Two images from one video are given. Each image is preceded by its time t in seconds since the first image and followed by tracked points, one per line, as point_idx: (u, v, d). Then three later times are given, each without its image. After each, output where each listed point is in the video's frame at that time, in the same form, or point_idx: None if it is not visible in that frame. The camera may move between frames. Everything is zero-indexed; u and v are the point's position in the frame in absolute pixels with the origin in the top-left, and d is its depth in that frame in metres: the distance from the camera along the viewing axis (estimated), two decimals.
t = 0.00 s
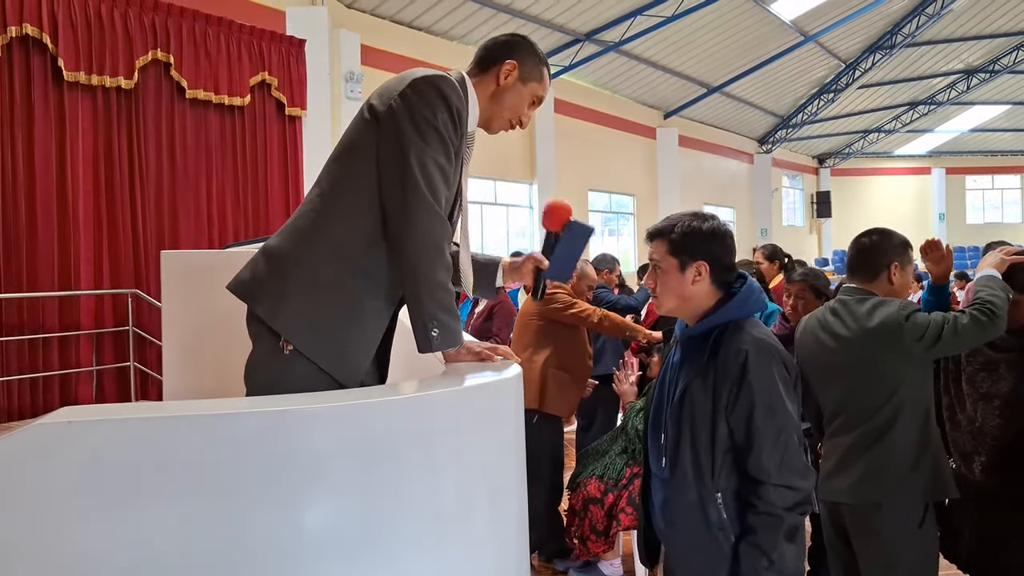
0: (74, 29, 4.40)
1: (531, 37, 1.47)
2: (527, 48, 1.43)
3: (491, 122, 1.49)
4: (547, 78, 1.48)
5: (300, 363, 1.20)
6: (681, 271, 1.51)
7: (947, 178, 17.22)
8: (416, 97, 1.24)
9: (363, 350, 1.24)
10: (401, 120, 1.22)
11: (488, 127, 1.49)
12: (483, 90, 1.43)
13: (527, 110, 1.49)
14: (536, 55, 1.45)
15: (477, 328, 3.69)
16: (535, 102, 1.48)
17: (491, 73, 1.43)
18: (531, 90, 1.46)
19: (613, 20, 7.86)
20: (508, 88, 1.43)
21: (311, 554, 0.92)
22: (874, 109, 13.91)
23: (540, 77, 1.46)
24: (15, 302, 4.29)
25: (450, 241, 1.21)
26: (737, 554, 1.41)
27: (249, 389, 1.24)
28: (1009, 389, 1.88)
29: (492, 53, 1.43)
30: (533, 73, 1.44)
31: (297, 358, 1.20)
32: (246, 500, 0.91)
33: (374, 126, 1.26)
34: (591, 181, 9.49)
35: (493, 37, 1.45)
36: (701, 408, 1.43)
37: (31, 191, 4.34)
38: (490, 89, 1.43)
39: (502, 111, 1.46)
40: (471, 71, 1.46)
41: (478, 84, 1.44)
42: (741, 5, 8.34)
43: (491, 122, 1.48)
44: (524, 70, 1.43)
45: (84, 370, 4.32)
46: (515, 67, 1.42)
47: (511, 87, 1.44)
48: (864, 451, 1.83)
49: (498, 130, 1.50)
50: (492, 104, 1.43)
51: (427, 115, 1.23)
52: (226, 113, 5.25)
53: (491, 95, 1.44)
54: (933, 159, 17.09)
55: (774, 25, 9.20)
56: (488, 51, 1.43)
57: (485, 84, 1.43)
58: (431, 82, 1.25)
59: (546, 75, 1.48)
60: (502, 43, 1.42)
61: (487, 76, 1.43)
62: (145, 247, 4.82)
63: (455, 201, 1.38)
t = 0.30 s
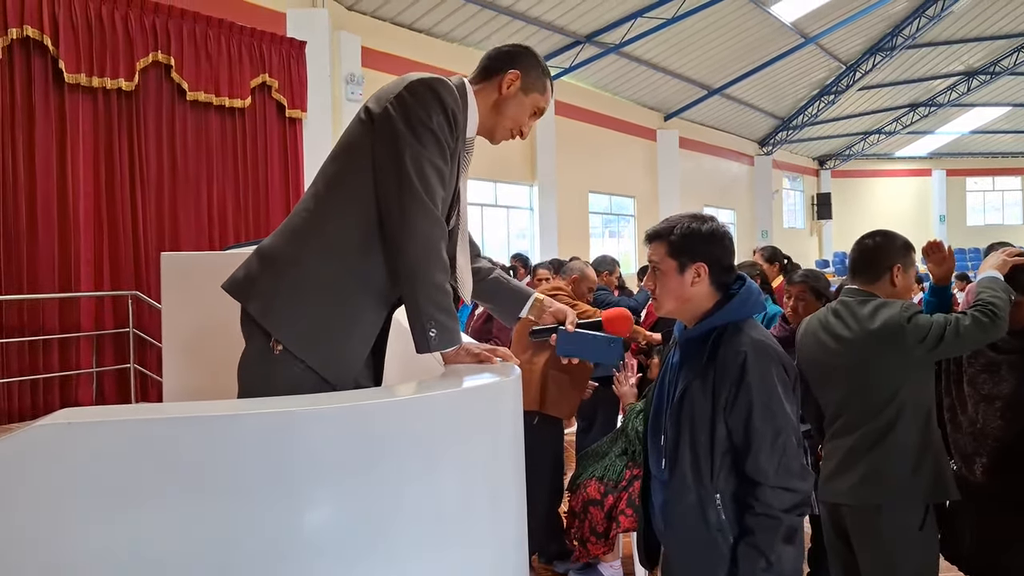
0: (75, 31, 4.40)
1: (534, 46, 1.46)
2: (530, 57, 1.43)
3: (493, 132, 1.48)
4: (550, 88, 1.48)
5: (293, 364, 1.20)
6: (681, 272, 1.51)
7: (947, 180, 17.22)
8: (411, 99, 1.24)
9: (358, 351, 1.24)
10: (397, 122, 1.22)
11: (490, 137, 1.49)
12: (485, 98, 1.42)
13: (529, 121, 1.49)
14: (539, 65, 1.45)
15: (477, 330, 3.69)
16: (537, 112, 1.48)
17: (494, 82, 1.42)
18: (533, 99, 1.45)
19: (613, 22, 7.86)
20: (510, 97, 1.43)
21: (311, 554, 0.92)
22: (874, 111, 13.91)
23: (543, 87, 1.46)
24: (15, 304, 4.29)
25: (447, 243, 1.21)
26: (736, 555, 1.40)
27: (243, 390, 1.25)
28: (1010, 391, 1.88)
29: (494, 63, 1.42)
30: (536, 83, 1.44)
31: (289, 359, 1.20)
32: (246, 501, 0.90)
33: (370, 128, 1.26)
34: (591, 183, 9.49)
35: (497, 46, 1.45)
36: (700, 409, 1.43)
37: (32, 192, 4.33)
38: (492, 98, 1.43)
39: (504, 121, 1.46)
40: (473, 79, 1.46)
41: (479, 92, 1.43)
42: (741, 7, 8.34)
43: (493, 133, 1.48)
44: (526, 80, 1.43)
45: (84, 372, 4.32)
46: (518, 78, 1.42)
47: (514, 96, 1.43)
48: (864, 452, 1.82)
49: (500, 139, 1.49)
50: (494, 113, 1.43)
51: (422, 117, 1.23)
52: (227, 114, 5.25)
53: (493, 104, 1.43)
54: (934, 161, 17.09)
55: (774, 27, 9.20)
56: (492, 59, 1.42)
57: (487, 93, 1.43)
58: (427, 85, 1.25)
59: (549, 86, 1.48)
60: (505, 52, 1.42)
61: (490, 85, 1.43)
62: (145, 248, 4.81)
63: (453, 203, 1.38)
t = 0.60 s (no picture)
0: (77, 33, 4.41)
1: (539, 53, 1.46)
2: (533, 63, 1.43)
3: (495, 137, 1.48)
4: (552, 95, 1.47)
5: (291, 364, 1.20)
6: (684, 273, 1.50)
7: (949, 181, 17.20)
8: (411, 101, 1.24)
9: (356, 351, 1.23)
10: (396, 124, 1.22)
11: (492, 143, 1.49)
12: (487, 104, 1.43)
13: (531, 127, 1.48)
14: (542, 72, 1.45)
15: (478, 331, 3.69)
16: (539, 119, 1.48)
17: (497, 87, 1.43)
18: (535, 106, 1.45)
19: (614, 23, 7.86)
20: (513, 103, 1.43)
21: (312, 554, 0.92)
22: (875, 112, 13.91)
23: (546, 94, 1.46)
24: (16, 306, 4.29)
25: (446, 245, 1.21)
26: (737, 556, 1.40)
27: (243, 391, 1.24)
28: (1013, 391, 1.87)
29: (497, 69, 1.42)
30: (538, 90, 1.44)
31: (287, 358, 1.20)
32: (247, 500, 0.90)
33: (369, 130, 1.26)
34: (592, 184, 9.49)
35: (501, 51, 1.45)
36: (701, 410, 1.43)
37: (33, 193, 4.33)
38: (494, 103, 1.43)
39: (506, 126, 1.46)
40: (476, 84, 1.46)
41: (481, 97, 1.43)
42: (742, 8, 8.34)
43: (495, 139, 1.47)
44: (529, 87, 1.43)
45: (85, 373, 4.32)
46: (520, 84, 1.42)
47: (516, 102, 1.43)
48: (865, 453, 1.82)
49: (502, 145, 1.49)
50: (496, 119, 1.43)
51: (422, 119, 1.22)
52: (229, 116, 5.26)
53: (495, 109, 1.43)
54: (935, 162, 17.09)
55: (775, 28, 9.20)
56: (495, 65, 1.42)
57: (490, 98, 1.43)
58: (426, 87, 1.25)
59: (551, 93, 1.48)
60: (509, 57, 1.42)
61: (492, 90, 1.43)
62: (146, 248, 4.82)
63: (453, 206, 1.38)
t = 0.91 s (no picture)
0: (78, 35, 4.41)
1: (538, 56, 1.46)
2: (533, 67, 1.43)
3: (494, 140, 1.48)
4: (552, 98, 1.47)
5: (291, 364, 1.20)
6: (687, 273, 1.50)
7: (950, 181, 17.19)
8: (411, 102, 1.24)
9: (356, 352, 1.23)
10: (396, 125, 1.22)
11: (491, 145, 1.49)
12: (486, 106, 1.43)
13: (529, 130, 1.48)
14: (542, 75, 1.45)
15: (479, 332, 3.69)
16: (538, 122, 1.47)
17: (496, 90, 1.42)
18: (534, 110, 1.45)
19: (614, 23, 7.86)
20: (511, 107, 1.43)
21: (313, 555, 0.92)
22: (876, 112, 13.90)
23: (545, 97, 1.45)
24: (18, 307, 4.30)
25: (446, 246, 1.21)
26: (738, 556, 1.40)
27: (243, 391, 1.24)
28: (1015, 391, 1.88)
29: (497, 72, 1.42)
30: (537, 93, 1.44)
31: (287, 359, 1.20)
32: (248, 502, 0.90)
33: (369, 130, 1.26)
34: (593, 185, 9.49)
35: (502, 54, 1.45)
36: (703, 410, 1.42)
37: (35, 195, 4.34)
38: (493, 106, 1.43)
39: (505, 130, 1.46)
40: (476, 87, 1.45)
41: (481, 100, 1.43)
42: (742, 8, 8.34)
43: (493, 141, 1.47)
44: (529, 91, 1.43)
45: (86, 374, 4.32)
46: (520, 87, 1.42)
47: (515, 105, 1.43)
48: (866, 453, 1.82)
49: (501, 148, 1.49)
50: (494, 122, 1.43)
51: (422, 120, 1.22)
52: (229, 117, 5.27)
53: (494, 113, 1.43)
54: (936, 162, 17.08)
55: (776, 29, 9.21)
56: (495, 67, 1.42)
57: (489, 101, 1.43)
58: (426, 88, 1.25)
59: (550, 96, 1.47)
60: (509, 60, 1.42)
61: (491, 93, 1.43)
62: (147, 249, 4.82)
63: (452, 207, 1.38)
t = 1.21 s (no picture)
0: (78, 36, 4.42)
1: (535, 54, 1.46)
2: (531, 65, 1.43)
3: (492, 138, 1.48)
4: (549, 96, 1.47)
5: (291, 364, 1.20)
6: (689, 272, 1.50)
7: (951, 180, 17.18)
8: (410, 102, 1.24)
9: (356, 352, 1.23)
10: (395, 124, 1.22)
11: (489, 144, 1.49)
12: (483, 105, 1.43)
13: (526, 128, 1.48)
14: (540, 73, 1.45)
15: (480, 332, 3.68)
16: (535, 120, 1.47)
17: (493, 88, 1.42)
18: (531, 108, 1.45)
19: (615, 23, 7.86)
20: (509, 105, 1.43)
21: (313, 555, 0.92)
22: (877, 111, 13.89)
23: (542, 95, 1.45)
24: (19, 308, 4.30)
25: (446, 245, 1.21)
26: (738, 555, 1.40)
27: (242, 392, 1.25)
28: (1016, 390, 1.87)
29: (495, 70, 1.42)
30: (535, 91, 1.44)
31: (287, 359, 1.20)
32: (247, 502, 0.90)
33: (367, 130, 1.26)
34: (594, 185, 9.49)
35: (498, 52, 1.44)
36: (703, 410, 1.42)
37: (35, 195, 4.34)
38: (491, 104, 1.43)
39: (502, 128, 1.46)
40: (473, 86, 1.45)
41: (479, 99, 1.43)
42: (743, 8, 8.34)
43: (491, 139, 1.47)
44: (526, 88, 1.43)
45: (87, 374, 4.32)
46: (517, 85, 1.42)
47: (512, 103, 1.43)
48: (866, 451, 1.81)
49: (499, 146, 1.49)
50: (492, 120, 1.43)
51: (421, 119, 1.23)
52: (230, 117, 5.27)
53: (492, 111, 1.43)
54: (937, 161, 17.07)
55: (776, 28, 9.20)
56: (492, 66, 1.42)
57: (486, 99, 1.43)
58: (425, 88, 1.25)
59: (548, 94, 1.47)
60: (507, 59, 1.42)
61: (489, 92, 1.43)
62: (147, 249, 4.83)
63: (451, 206, 1.38)
